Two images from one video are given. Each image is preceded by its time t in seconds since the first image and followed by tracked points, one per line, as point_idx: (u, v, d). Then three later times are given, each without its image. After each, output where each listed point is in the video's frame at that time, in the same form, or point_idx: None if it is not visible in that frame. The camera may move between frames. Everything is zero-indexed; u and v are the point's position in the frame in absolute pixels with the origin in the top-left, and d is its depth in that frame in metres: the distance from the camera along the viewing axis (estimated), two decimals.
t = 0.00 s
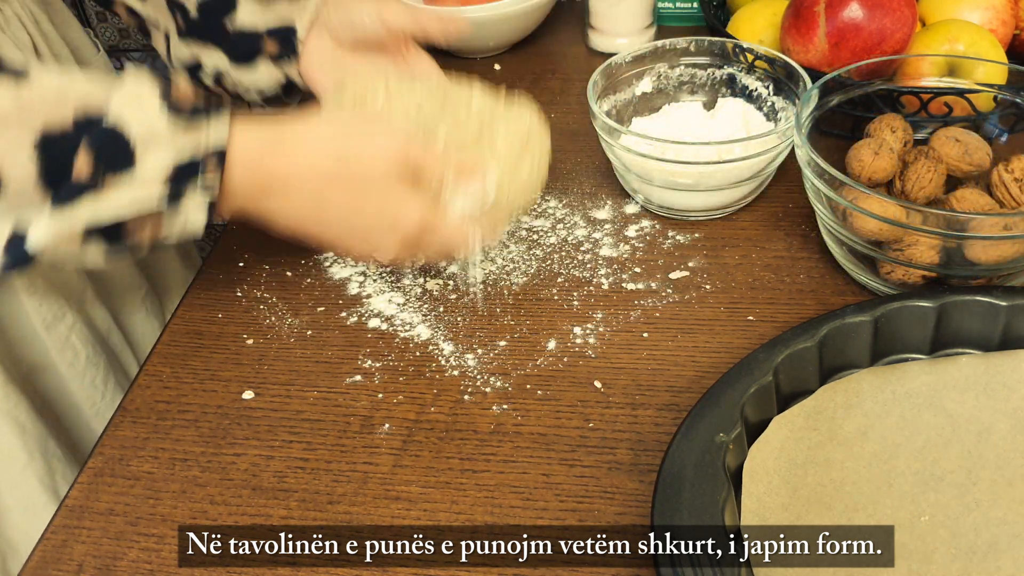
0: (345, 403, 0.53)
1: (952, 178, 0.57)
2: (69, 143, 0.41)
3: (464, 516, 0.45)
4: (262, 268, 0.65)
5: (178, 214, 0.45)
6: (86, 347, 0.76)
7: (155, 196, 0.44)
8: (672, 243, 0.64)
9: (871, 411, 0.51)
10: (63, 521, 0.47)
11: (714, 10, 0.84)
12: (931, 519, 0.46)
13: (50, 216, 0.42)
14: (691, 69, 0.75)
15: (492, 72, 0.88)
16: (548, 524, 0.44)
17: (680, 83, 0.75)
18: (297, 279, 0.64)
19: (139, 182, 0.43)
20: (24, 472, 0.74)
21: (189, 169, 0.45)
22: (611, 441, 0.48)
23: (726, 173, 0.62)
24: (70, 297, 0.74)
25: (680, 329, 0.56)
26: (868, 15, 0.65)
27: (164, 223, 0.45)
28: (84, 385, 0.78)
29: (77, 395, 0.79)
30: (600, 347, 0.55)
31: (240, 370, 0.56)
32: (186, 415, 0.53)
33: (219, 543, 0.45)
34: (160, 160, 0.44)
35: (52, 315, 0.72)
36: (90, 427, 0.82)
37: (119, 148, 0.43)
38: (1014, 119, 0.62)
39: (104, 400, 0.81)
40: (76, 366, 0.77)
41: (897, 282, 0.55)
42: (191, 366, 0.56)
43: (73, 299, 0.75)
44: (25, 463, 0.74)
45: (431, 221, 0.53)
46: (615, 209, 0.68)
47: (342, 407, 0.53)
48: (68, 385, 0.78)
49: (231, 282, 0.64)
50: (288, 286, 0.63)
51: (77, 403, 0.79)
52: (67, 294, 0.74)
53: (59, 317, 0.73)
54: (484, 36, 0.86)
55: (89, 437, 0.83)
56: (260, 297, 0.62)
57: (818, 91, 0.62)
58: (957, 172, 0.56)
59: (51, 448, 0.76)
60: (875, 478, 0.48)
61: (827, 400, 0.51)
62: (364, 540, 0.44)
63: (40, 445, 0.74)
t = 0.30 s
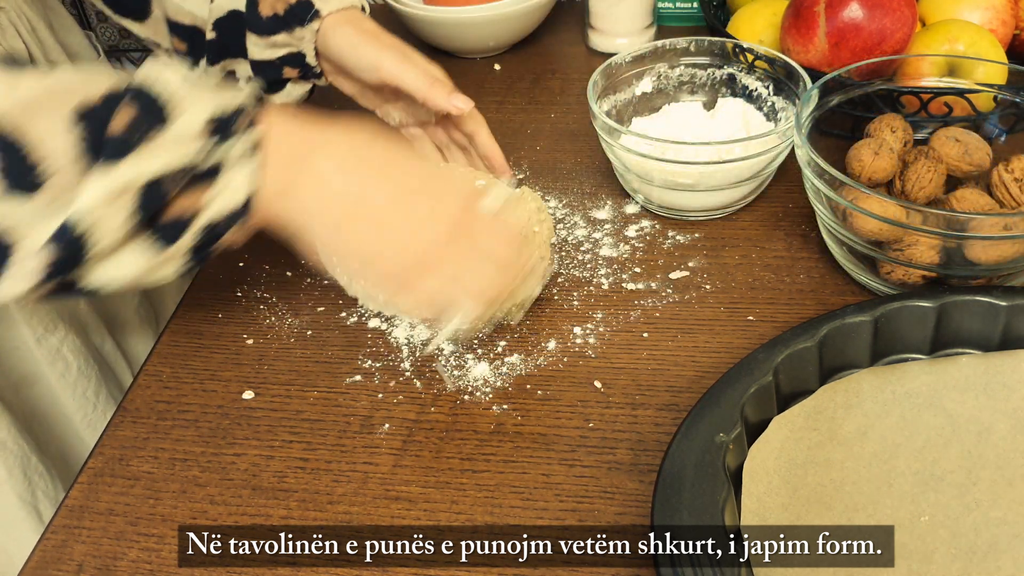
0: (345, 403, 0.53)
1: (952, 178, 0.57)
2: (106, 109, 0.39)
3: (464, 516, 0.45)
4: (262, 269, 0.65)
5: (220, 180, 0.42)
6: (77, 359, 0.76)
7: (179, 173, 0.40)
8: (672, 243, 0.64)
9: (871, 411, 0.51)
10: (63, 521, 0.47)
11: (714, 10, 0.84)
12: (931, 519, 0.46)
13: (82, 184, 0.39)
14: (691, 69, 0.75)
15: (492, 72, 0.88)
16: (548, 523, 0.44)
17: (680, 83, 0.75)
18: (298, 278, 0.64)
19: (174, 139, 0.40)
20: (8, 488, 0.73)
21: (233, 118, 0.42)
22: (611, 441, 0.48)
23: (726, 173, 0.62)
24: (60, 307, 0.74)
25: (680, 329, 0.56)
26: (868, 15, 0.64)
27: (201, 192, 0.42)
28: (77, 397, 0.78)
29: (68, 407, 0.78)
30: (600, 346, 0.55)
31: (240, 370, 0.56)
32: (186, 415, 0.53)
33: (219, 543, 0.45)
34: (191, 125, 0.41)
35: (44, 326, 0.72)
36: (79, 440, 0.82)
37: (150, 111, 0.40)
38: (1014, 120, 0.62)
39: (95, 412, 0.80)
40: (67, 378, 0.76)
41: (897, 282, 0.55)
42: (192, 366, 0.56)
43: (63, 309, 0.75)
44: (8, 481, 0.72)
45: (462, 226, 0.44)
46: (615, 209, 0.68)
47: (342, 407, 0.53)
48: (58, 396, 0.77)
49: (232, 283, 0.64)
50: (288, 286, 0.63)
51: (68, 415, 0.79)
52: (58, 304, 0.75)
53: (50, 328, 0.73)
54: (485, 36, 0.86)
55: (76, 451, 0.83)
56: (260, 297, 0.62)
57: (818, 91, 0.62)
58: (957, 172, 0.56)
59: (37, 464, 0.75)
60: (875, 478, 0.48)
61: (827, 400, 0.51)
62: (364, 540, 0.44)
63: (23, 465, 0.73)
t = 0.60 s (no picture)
0: (345, 404, 0.53)
1: (953, 178, 0.57)
2: None
3: (464, 516, 0.45)
4: (262, 268, 0.65)
5: None
6: (84, 354, 0.79)
7: None
8: (673, 243, 0.64)
9: (870, 411, 0.51)
10: (63, 521, 0.47)
11: (714, 10, 0.84)
12: (931, 519, 0.46)
13: None
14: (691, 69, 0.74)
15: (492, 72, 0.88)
16: (548, 524, 0.44)
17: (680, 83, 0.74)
18: (298, 278, 0.64)
19: None
20: (23, 480, 0.75)
21: None
22: (611, 441, 0.48)
23: (726, 173, 0.61)
24: (66, 303, 0.79)
25: (680, 329, 0.56)
26: (868, 15, 0.64)
27: None
28: (85, 391, 0.80)
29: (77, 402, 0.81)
30: (600, 346, 0.55)
31: (240, 370, 0.56)
32: (186, 415, 0.53)
33: (219, 543, 0.45)
34: None
35: (52, 319, 0.76)
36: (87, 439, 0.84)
37: None
38: (1014, 120, 0.62)
39: (104, 407, 0.82)
40: (76, 373, 0.79)
41: (897, 283, 0.55)
42: (192, 366, 0.56)
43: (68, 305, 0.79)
44: (22, 473, 0.75)
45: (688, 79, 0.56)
46: (616, 209, 0.68)
47: (342, 407, 0.53)
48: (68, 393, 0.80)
49: (232, 282, 0.64)
50: (288, 286, 0.63)
51: (77, 411, 0.81)
52: (64, 300, 0.79)
53: (59, 323, 0.77)
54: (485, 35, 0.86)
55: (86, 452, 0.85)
56: (260, 297, 0.62)
57: (818, 91, 0.62)
58: (957, 172, 0.56)
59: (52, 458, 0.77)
60: (875, 478, 0.48)
61: (826, 400, 0.51)
62: (364, 540, 0.44)
63: (39, 455, 0.75)
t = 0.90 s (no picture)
0: (344, 404, 0.53)
1: (952, 178, 0.57)
2: None
3: (464, 516, 0.45)
4: (262, 268, 0.65)
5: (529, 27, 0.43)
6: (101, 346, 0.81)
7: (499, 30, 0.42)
8: (672, 243, 0.64)
9: (870, 411, 0.51)
10: (63, 520, 0.47)
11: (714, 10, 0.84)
12: (931, 519, 0.46)
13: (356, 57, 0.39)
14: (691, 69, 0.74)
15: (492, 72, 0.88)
16: (548, 523, 0.44)
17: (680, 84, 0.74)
18: (298, 279, 0.64)
19: None
20: (58, 466, 0.77)
21: None
22: (611, 441, 0.49)
23: (726, 173, 0.61)
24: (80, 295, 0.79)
25: (680, 329, 0.56)
26: (868, 15, 0.64)
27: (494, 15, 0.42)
28: (101, 382, 0.82)
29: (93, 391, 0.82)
30: (600, 347, 0.55)
31: (240, 370, 0.56)
32: (186, 415, 0.53)
33: (218, 543, 0.45)
34: None
35: (70, 312, 0.76)
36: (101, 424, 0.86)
37: None
38: (1014, 120, 0.61)
39: (118, 396, 0.84)
40: (92, 365, 0.80)
41: (897, 283, 0.55)
42: (192, 366, 0.56)
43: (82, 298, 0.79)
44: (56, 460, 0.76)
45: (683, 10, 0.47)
46: (615, 209, 0.68)
47: (342, 407, 0.53)
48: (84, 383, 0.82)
49: (232, 282, 0.64)
50: (288, 286, 0.63)
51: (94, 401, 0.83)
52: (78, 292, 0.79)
53: (75, 315, 0.77)
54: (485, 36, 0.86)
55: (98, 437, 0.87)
56: (260, 297, 0.62)
57: (818, 91, 0.62)
58: (957, 172, 0.56)
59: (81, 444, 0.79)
60: (874, 477, 0.48)
61: (827, 400, 0.51)
62: (364, 539, 0.44)
63: (70, 442, 0.77)
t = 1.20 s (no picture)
0: (344, 403, 0.53)
1: (952, 178, 0.57)
2: None
3: (464, 516, 0.45)
4: (262, 268, 0.65)
5: None
6: (90, 352, 0.80)
7: None
8: (673, 243, 0.64)
9: (871, 411, 0.51)
10: (63, 521, 0.47)
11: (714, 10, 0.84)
12: (931, 519, 0.46)
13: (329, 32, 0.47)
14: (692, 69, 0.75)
15: (492, 72, 0.88)
16: (548, 524, 0.44)
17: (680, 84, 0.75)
18: (298, 278, 0.64)
19: None
20: (35, 474, 0.76)
21: None
22: (612, 441, 0.49)
23: (727, 173, 0.61)
24: (72, 299, 0.78)
25: (680, 329, 0.56)
26: (868, 15, 0.64)
27: None
28: (91, 389, 0.81)
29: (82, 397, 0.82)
30: (600, 347, 0.55)
31: (240, 370, 0.56)
32: (186, 415, 0.53)
33: (218, 543, 0.45)
34: None
35: (58, 316, 0.76)
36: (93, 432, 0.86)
37: None
38: (1015, 119, 0.62)
39: (111, 403, 0.84)
40: (81, 370, 0.80)
41: (897, 283, 0.55)
42: (192, 366, 0.56)
43: (74, 302, 0.79)
44: (32, 469, 0.75)
45: None
46: (615, 209, 0.68)
47: (342, 407, 0.53)
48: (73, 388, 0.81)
49: (232, 282, 0.64)
50: (288, 285, 0.63)
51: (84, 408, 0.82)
52: (70, 296, 0.78)
53: (64, 319, 0.77)
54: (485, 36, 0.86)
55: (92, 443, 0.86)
56: (260, 296, 0.62)
57: (818, 91, 0.62)
58: (957, 172, 0.56)
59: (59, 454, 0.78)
60: (874, 477, 0.48)
61: (826, 400, 0.51)
62: (364, 540, 0.44)
63: (47, 452, 0.76)
